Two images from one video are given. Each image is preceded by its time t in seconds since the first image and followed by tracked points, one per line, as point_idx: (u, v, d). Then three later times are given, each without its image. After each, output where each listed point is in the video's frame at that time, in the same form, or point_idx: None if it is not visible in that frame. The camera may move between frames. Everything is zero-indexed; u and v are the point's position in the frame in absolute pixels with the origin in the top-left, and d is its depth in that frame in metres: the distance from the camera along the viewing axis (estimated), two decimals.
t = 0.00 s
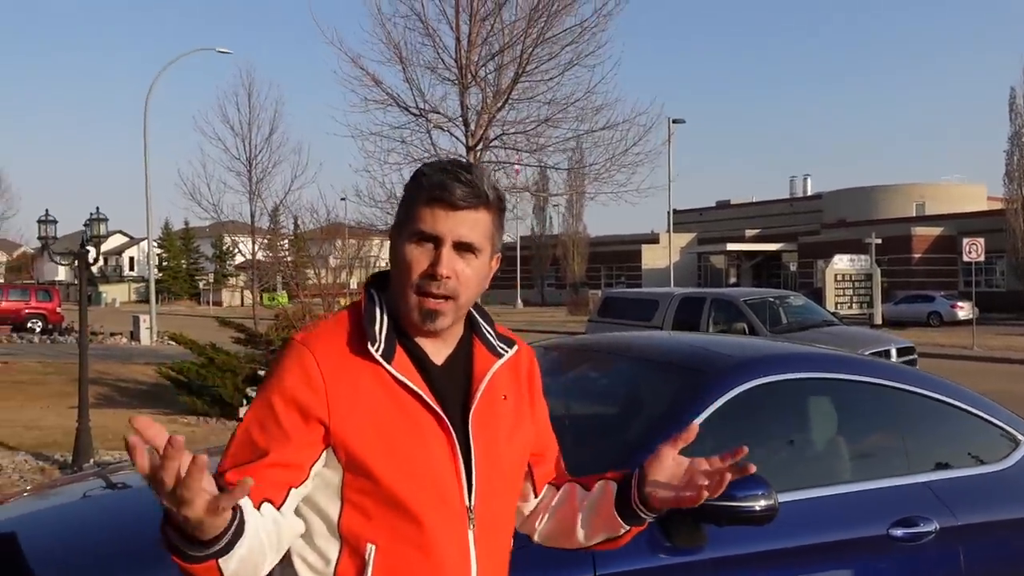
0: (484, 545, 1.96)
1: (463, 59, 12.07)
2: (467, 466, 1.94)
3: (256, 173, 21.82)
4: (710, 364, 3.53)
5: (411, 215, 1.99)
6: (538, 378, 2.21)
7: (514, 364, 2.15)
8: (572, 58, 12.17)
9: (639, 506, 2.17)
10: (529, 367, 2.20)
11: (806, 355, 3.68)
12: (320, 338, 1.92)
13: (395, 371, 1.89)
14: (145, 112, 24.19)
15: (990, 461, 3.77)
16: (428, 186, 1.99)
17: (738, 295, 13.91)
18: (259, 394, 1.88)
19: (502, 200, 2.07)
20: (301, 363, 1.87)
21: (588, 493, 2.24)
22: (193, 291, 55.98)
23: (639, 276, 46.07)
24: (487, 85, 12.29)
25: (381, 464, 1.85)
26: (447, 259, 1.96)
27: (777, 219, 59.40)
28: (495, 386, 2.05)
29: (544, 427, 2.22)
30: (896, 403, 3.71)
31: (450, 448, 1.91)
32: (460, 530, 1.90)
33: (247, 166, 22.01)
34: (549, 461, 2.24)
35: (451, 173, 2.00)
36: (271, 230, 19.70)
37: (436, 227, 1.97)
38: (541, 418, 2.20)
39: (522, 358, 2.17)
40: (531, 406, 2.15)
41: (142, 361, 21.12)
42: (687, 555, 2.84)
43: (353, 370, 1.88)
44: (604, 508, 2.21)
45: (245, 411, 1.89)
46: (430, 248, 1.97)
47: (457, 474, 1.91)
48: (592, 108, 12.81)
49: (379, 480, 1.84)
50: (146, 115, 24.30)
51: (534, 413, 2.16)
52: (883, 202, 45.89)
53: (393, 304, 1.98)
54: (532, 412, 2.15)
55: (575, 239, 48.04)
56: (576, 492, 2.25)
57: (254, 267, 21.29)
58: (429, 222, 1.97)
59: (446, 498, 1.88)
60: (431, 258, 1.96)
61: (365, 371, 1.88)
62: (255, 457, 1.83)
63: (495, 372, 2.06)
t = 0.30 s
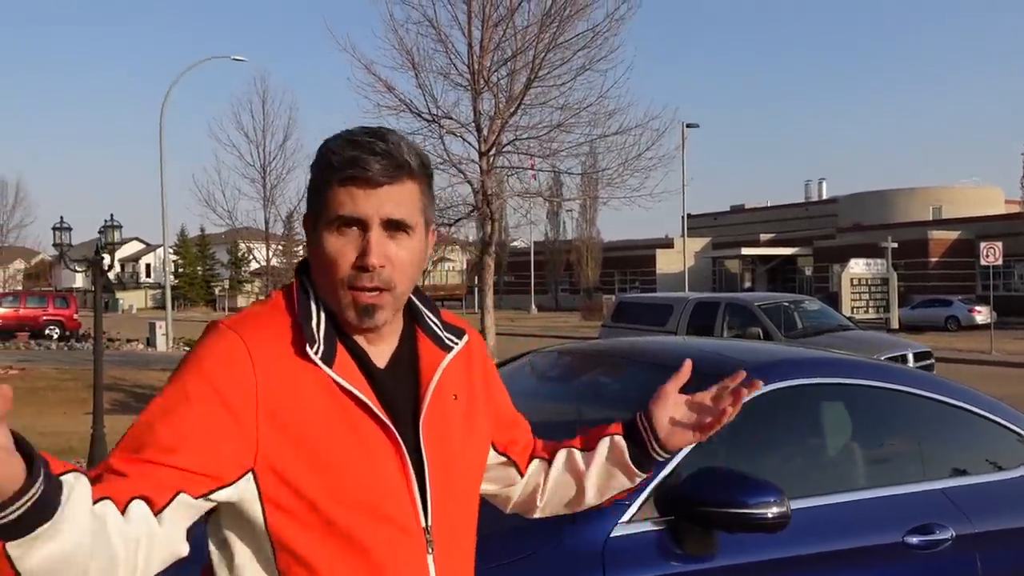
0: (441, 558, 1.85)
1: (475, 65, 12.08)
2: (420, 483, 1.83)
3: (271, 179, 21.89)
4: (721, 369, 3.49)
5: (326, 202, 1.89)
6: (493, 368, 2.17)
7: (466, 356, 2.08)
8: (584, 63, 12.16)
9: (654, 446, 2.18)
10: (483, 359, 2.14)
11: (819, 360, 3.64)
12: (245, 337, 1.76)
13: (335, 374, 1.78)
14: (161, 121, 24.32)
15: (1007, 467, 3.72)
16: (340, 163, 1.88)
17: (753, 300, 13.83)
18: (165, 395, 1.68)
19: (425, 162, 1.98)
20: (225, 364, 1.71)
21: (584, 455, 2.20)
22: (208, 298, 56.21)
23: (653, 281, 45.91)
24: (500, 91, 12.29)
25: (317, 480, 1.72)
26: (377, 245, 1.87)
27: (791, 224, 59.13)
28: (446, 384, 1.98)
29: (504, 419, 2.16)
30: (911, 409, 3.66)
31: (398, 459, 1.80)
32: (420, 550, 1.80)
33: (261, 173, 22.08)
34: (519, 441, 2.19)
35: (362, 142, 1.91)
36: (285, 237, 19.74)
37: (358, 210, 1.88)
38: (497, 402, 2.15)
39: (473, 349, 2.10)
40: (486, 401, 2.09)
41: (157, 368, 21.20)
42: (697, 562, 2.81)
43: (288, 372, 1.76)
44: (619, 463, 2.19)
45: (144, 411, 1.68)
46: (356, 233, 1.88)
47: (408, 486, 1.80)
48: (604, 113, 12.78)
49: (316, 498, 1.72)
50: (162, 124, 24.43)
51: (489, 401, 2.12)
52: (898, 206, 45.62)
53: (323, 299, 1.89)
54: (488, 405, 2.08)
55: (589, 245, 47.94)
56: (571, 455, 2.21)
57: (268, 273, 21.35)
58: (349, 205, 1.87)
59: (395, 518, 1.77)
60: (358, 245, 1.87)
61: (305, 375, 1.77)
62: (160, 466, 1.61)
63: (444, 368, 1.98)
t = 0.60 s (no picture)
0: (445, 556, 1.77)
1: (490, 64, 12.08)
2: (417, 472, 1.72)
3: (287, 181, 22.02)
4: (741, 366, 3.47)
5: (292, 156, 1.72)
6: (479, 347, 2.07)
7: (451, 333, 1.98)
8: (600, 61, 12.13)
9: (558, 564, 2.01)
10: (469, 335, 2.04)
11: (840, 356, 3.61)
12: (198, 348, 1.56)
13: (310, 368, 1.61)
14: (177, 123, 24.50)
15: None
16: (305, 113, 1.70)
17: (770, 298, 13.77)
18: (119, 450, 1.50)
19: (402, 109, 1.81)
20: (179, 394, 1.52)
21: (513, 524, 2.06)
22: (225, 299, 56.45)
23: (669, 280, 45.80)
24: (515, 90, 12.27)
25: (301, 495, 1.58)
26: (347, 204, 1.70)
27: (808, 221, 58.87)
28: (437, 364, 1.87)
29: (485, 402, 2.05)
30: (934, 406, 3.62)
31: (392, 451, 1.67)
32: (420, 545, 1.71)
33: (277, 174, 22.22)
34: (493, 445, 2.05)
35: (333, 90, 1.73)
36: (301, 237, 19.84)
37: (326, 166, 1.70)
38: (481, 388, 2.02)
39: (458, 326, 2.01)
40: (474, 380, 2.00)
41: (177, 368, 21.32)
42: (721, 560, 2.80)
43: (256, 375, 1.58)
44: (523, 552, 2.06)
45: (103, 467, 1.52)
46: (323, 192, 1.70)
47: (403, 478, 1.68)
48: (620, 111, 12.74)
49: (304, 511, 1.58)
50: (178, 126, 24.63)
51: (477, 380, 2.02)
52: (916, 202, 45.33)
53: (289, 276, 1.72)
54: (477, 385, 1.99)
55: (604, 243, 47.83)
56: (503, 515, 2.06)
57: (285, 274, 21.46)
58: (316, 161, 1.70)
59: (393, 517, 1.66)
60: (326, 205, 1.69)
61: (276, 376, 1.59)
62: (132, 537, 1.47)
63: (433, 348, 1.87)
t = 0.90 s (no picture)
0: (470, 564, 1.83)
1: (509, 62, 12.09)
2: (446, 484, 1.77)
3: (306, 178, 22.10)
4: (764, 365, 3.48)
5: (333, 163, 1.74)
6: (512, 350, 2.11)
7: (483, 338, 2.01)
8: (619, 58, 12.11)
9: None
10: (502, 340, 2.08)
11: (864, 355, 3.61)
12: (238, 360, 1.61)
13: (348, 386, 1.65)
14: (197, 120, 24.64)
15: None
16: (349, 119, 1.72)
17: (788, 296, 13.72)
18: (165, 465, 1.57)
19: (445, 119, 1.82)
20: (220, 407, 1.58)
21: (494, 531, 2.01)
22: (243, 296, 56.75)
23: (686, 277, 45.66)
24: (533, 88, 12.28)
25: (336, 510, 1.63)
26: (387, 217, 1.73)
27: (825, 217, 58.58)
28: (470, 370, 1.90)
29: (520, 401, 2.09)
30: (955, 405, 3.62)
31: (424, 465, 1.73)
32: (445, 555, 1.76)
33: (296, 172, 22.32)
34: (524, 447, 2.07)
35: (379, 99, 1.75)
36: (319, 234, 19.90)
37: (366, 178, 1.72)
38: (513, 392, 2.06)
39: (492, 331, 2.04)
40: (506, 384, 2.03)
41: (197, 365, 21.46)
42: (745, 559, 2.82)
43: (295, 392, 1.63)
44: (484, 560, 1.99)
45: (150, 477, 1.60)
46: (363, 203, 1.73)
47: (432, 491, 1.74)
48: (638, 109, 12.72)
49: (336, 524, 1.63)
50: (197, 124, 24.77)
51: (508, 381, 2.05)
52: (936, 199, 44.90)
53: (327, 284, 1.76)
54: (508, 390, 2.03)
55: (621, 241, 47.72)
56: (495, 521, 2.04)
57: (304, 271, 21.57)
58: (356, 171, 1.72)
59: (420, 531, 1.72)
60: (364, 218, 1.72)
61: (312, 393, 1.64)
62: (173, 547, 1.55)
63: (466, 355, 1.90)
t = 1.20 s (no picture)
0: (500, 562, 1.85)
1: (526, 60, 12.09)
2: (478, 483, 1.80)
3: (322, 176, 22.17)
4: (785, 363, 3.47)
5: (376, 161, 1.76)
6: (544, 351, 2.13)
7: (517, 339, 2.02)
8: (636, 56, 12.09)
9: None
10: (534, 341, 2.10)
11: (885, 354, 3.60)
12: (276, 359, 1.63)
13: (385, 386, 1.67)
14: (213, 118, 24.79)
15: None
16: (392, 117, 1.74)
17: (806, 294, 13.65)
18: (205, 462, 1.60)
19: (488, 119, 1.84)
20: (259, 406, 1.60)
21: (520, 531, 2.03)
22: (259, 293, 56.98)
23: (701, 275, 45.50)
24: (550, 86, 12.28)
25: (372, 510, 1.66)
26: (430, 217, 1.75)
27: (843, 215, 58.16)
28: (504, 370, 1.93)
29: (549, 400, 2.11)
30: (975, 404, 3.61)
31: (457, 466, 1.75)
32: (477, 555, 1.79)
33: (313, 169, 22.40)
34: (552, 446, 2.10)
35: (423, 97, 1.77)
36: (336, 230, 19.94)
37: (409, 177, 1.74)
38: (544, 392, 2.08)
39: (526, 330, 2.06)
40: (538, 385, 2.06)
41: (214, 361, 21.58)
42: (766, 556, 2.83)
43: (334, 391, 1.65)
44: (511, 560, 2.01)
45: (189, 473, 1.63)
46: (405, 203, 1.75)
47: (466, 491, 1.77)
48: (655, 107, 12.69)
49: (372, 523, 1.66)
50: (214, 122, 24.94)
51: (540, 381, 2.08)
52: (955, 197, 44.50)
53: (366, 284, 1.78)
54: (540, 389, 2.05)
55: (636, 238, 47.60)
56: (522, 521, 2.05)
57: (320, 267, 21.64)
58: (399, 170, 1.74)
59: (453, 531, 1.74)
60: (407, 216, 1.74)
61: (350, 392, 1.66)
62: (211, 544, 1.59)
63: (501, 355, 1.92)
